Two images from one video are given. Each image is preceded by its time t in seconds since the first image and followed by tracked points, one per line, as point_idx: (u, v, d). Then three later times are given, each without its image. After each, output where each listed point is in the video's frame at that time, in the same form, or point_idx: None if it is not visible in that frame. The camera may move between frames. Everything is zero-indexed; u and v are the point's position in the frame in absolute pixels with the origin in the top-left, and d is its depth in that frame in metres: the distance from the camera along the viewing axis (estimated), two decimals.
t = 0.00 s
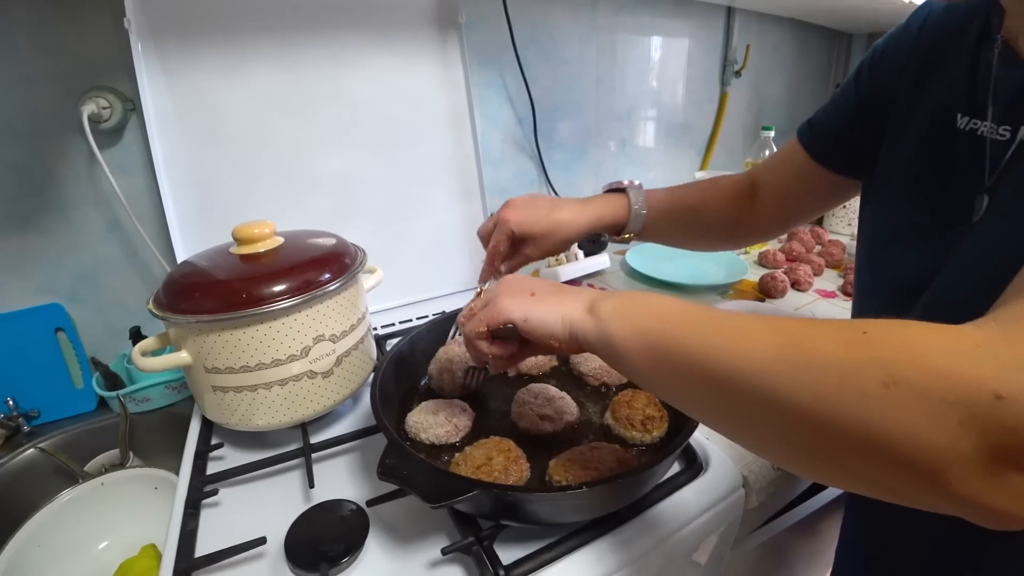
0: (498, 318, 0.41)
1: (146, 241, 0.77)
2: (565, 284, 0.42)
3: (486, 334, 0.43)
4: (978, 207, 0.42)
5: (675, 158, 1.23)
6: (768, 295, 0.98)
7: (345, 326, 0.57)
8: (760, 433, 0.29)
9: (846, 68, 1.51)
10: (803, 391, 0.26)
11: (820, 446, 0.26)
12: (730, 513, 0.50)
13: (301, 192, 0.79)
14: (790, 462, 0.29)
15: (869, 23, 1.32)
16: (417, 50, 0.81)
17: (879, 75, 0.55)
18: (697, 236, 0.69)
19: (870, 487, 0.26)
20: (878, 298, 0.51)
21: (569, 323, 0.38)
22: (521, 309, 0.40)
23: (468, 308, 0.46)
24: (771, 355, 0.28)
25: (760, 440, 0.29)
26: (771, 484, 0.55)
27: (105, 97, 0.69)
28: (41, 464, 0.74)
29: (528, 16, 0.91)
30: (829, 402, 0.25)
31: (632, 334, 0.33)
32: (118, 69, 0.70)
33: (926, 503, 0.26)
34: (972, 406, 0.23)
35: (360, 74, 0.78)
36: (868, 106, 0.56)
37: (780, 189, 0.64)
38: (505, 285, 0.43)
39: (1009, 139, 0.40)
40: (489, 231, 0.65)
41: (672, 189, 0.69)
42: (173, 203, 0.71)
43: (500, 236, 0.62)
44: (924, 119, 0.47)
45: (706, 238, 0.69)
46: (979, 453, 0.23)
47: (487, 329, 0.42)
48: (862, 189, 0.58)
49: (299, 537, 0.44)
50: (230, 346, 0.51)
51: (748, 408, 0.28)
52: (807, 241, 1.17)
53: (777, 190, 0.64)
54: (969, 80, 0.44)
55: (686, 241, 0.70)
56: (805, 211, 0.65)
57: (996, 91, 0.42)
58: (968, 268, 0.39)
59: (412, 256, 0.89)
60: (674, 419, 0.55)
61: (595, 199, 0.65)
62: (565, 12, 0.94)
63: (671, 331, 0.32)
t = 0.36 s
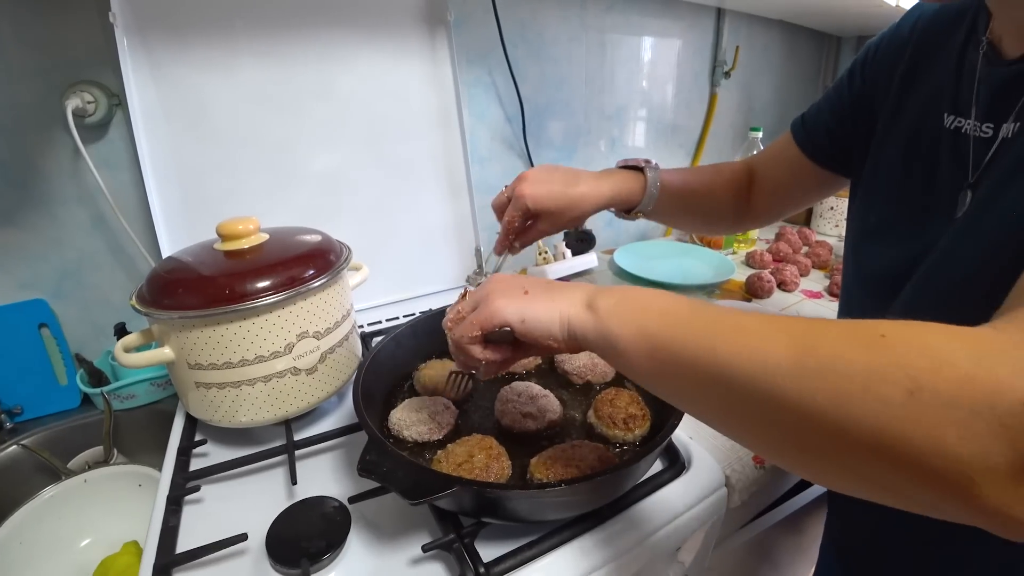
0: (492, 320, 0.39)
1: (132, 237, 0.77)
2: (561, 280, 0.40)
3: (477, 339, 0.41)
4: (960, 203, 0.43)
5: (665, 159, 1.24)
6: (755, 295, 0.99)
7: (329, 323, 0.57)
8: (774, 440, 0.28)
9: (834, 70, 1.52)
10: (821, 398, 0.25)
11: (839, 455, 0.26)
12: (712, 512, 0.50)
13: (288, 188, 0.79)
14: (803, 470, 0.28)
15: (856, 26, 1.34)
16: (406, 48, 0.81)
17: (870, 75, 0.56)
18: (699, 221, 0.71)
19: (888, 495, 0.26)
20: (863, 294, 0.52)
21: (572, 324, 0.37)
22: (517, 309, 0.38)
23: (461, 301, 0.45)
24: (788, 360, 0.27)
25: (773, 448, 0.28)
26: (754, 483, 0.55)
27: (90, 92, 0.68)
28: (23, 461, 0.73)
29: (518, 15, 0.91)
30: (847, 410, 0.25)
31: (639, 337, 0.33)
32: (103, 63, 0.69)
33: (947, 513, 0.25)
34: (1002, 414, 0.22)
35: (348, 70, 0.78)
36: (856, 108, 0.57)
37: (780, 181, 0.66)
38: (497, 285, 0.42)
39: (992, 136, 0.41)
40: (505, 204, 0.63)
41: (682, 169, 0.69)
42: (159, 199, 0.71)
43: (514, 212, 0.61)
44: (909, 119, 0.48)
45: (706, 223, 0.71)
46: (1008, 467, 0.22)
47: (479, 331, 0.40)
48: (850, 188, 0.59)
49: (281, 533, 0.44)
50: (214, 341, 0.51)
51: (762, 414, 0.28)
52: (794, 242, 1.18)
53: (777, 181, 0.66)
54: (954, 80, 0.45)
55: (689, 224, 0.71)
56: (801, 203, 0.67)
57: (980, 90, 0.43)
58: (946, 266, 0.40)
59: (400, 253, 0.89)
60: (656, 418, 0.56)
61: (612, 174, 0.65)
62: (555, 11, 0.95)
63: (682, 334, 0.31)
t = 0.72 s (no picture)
0: (532, 301, 0.41)
1: (128, 233, 0.76)
2: (598, 266, 0.41)
3: (518, 318, 0.43)
4: (977, 203, 0.42)
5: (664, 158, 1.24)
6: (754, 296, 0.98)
7: (326, 321, 0.56)
8: (784, 418, 0.29)
9: (835, 71, 1.52)
10: (832, 379, 0.26)
11: (845, 433, 0.27)
12: (714, 514, 0.50)
13: (287, 185, 0.78)
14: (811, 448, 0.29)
15: (857, 27, 1.33)
16: (405, 44, 0.81)
17: (891, 75, 0.56)
18: (725, 216, 0.72)
19: (891, 475, 0.27)
20: (874, 293, 0.52)
21: (604, 307, 0.38)
22: (557, 290, 0.40)
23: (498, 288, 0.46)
24: (806, 343, 0.28)
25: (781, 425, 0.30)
26: (755, 485, 0.55)
27: (87, 85, 0.67)
28: (18, 457, 0.73)
29: (519, 13, 0.90)
30: (857, 391, 0.26)
31: (666, 315, 0.34)
32: (100, 57, 0.68)
33: (947, 494, 0.26)
34: (1002, 405, 0.23)
35: (347, 67, 0.78)
36: (876, 111, 0.57)
37: (800, 177, 0.67)
38: (539, 266, 0.43)
39: (1013, 136, 0.41)
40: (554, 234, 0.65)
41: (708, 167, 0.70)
42: (156, 194, 0.70)
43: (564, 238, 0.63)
44: (929, 119, 0.48)
45: (733, 219, 0.72)
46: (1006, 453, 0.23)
47: (520, 312, 0.42)
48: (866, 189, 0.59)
49: (277, 534, 0.44)
50: (210, 339, 0.50)
51: (775, 393, 0.29)
52: (794, 243, 1.17)
53: (797, 178, 0.67)
54: (977, 80, 0.45)
55: (716, 219, 0.72)
56: (820, 199, 0.68)
57: (1002, 90, 0.42)
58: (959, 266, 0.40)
59: (398, 251, 0.88)
60: (656, 419, 0.55)
61: (645, 172, 0.66)
62: (556, 9, 0.94)
63: (703, 316, 0.32)
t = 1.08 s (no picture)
0: (542, 308, 0.41)
1: (123, 233, 0.75)
2: (604, 272, 0.42)
3: (530, 324, 0.44)
4: (977, 203, 0.42)
5: (663, 158, 1.23)
6: (753, 295, 0.98)
7: (323, 322, 0.56)
8: (771, 411, 0.30)
9: (834, 70, 1.51)
10: (811, 373, 0.27)
11: (826, 423, 0.28)
12: (714, 515, 0.49)
13: (284, 185, 0.78)
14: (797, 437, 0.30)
15: (855, 26, 1.33)
16: (402, 43, 0.80)
17: (897, 77, 0.56)
18: (740, 232, 0.71)
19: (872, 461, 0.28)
20: (881, 295, 0.52)
21: (603, 309, 0.39)
22: (563, 299, 0.40)
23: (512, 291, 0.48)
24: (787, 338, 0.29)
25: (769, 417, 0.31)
26: (754, 486, 0.54)
27: (81, 85, 0.67)
28: (13, 459, 0.72)
29: (516, 12, 0.90)
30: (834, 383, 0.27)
31: (661, 316, 0.35)
32: (94, 56, 0.68)
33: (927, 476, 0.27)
34: (968, 393, 0.24)
35: (344, 66, 0.77)
36: (883, 119, 0.57)
37: (815, 194, 0.66)
38: (550, 272, 0.44)
39: (1014, 136, 0.41)
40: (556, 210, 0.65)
41: (722, 181, 0.70)
42: (151, 194, 0.70)
43: (565, 215, 0.62)
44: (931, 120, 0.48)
45: (749, 237, 0.71)
46: (975, 436, 0.24)
47: (531, 319, 0.43)
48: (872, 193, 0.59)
49: (272, 537, 0.43)
50: (205, 341, 0.50)
51: (760, 388, 0.30)
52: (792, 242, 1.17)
53: (812, 194, 0.66)
54: (978, 80, 0.45)
55: (731, 233, 0.71)
56: (836, 214, 0.67)
57: (1003, 90, 0.42)
58: (959, 267, 0.40)
59: (395, 251, 0.88)
60: (654, 420, 0.55)
61: (659, 183, 0.65)
62: (553, 8, 0.94)
63: (692, 316, 0.33)
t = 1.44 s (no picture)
0: (560, 309, 0.42)
1: (122, 234, 0.75)
2: (618, 269, 0.43)
3: (548, 327, 0.44)
4: (984, 205, 0.42)
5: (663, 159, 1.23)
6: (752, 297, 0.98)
7: (321, 325, 0.56)
8: (803, 417, 0.30)
9: (834, 71, 1.51)
10: (852, 379, 0.27)
11: (859, 430, 0.28)
12: (712, 520, 0.49)
13: (284, 187, 0.78)
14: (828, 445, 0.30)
15: (856, 27, 1.33)
16: (402, 45, 0.81)
17: (903, 75, 0.56)
18: (736, 215, 0.72)
19: (907, 472, 0.28)
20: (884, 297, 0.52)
21: (626, 308, 0.39)
22: (581, 299, 0.41)
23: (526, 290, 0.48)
24: (823, 343, 0.29)
25: (799, 423, 0.31)
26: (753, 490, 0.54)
27: (81, 88, 0.67)
28: (13, 461, 0.73)
29: (515, 13, 0.90)
30: (873, 388, 0.27)
31: (691, 316, 0.35)
32: (94, 59, 0.68)
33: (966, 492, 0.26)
34: (1015, 407, 0.23)
35: (343, 69, 0.77)
36: (887, 116, 0.57)
37: (810, 182, 0.67)
38: (566, 273, 0.44)
39: (1021, 138, 0.41)
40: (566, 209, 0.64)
41: (724, 164, 0.70)
42: (151, 197, 0.70)
43: (577, 217, 0.61)
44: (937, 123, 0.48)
45: (744, 218, 0.73)
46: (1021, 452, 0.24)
47: (548, 322, 0.43)
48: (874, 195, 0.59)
49: (271, 540, 0.43)
50: (205, 344, 0.50)
51: (795, 391, 0.30)
52: (792, 244, 1.17)
53: (806, 182, 0.67)
54: (987, 82, 0.45)
55: (727, 216, 0.73)
56: (830, 204, 0.69)
57: (1012, 93, 0.42)
58: (965, 267, 0.40)
59: (395, 253, 0.88)
60: (652, 424, 0.55)
61: (665, 168, 0.65)
62: (553, 9, 0.94)
63: (726, 318, 0.33)
